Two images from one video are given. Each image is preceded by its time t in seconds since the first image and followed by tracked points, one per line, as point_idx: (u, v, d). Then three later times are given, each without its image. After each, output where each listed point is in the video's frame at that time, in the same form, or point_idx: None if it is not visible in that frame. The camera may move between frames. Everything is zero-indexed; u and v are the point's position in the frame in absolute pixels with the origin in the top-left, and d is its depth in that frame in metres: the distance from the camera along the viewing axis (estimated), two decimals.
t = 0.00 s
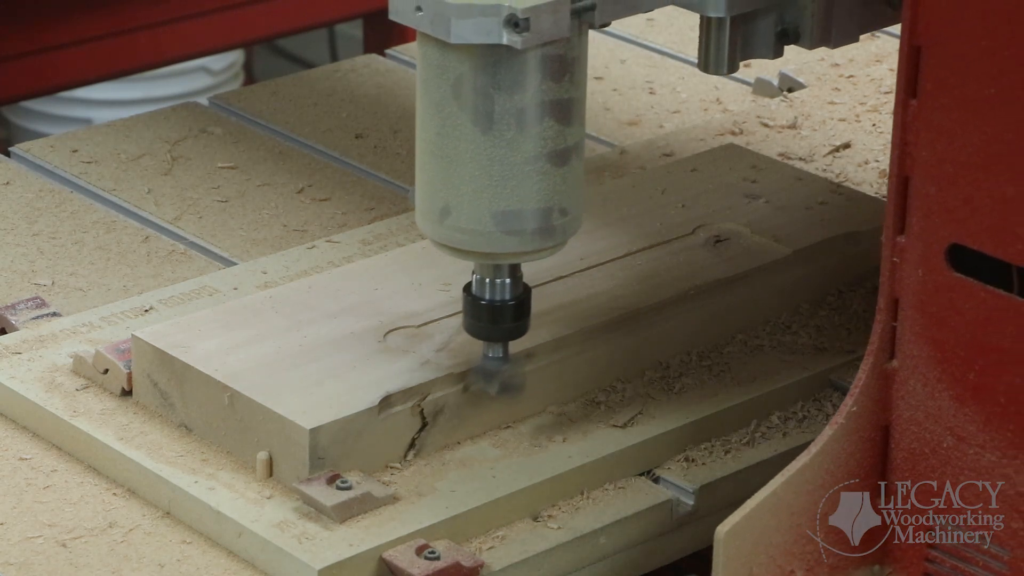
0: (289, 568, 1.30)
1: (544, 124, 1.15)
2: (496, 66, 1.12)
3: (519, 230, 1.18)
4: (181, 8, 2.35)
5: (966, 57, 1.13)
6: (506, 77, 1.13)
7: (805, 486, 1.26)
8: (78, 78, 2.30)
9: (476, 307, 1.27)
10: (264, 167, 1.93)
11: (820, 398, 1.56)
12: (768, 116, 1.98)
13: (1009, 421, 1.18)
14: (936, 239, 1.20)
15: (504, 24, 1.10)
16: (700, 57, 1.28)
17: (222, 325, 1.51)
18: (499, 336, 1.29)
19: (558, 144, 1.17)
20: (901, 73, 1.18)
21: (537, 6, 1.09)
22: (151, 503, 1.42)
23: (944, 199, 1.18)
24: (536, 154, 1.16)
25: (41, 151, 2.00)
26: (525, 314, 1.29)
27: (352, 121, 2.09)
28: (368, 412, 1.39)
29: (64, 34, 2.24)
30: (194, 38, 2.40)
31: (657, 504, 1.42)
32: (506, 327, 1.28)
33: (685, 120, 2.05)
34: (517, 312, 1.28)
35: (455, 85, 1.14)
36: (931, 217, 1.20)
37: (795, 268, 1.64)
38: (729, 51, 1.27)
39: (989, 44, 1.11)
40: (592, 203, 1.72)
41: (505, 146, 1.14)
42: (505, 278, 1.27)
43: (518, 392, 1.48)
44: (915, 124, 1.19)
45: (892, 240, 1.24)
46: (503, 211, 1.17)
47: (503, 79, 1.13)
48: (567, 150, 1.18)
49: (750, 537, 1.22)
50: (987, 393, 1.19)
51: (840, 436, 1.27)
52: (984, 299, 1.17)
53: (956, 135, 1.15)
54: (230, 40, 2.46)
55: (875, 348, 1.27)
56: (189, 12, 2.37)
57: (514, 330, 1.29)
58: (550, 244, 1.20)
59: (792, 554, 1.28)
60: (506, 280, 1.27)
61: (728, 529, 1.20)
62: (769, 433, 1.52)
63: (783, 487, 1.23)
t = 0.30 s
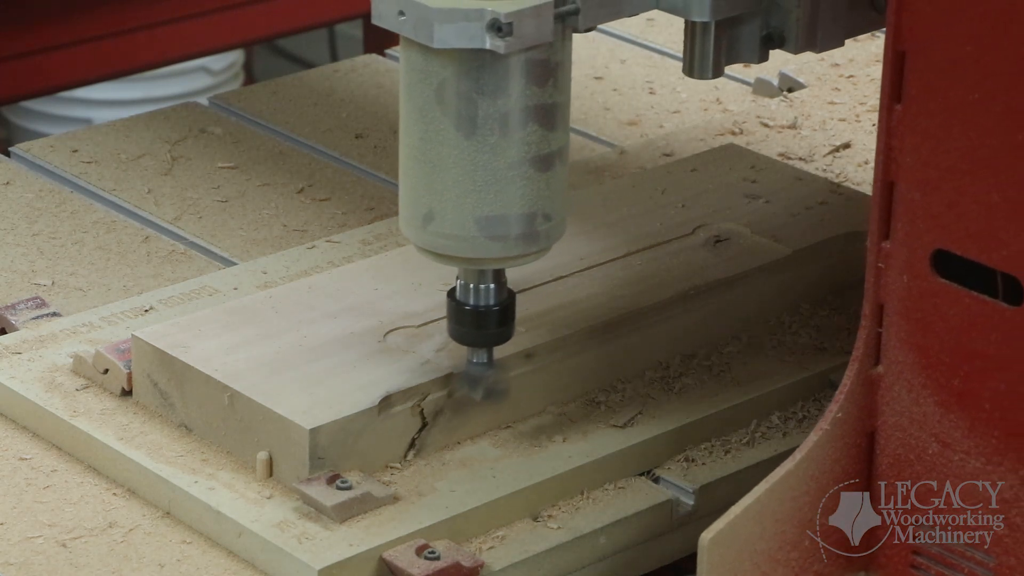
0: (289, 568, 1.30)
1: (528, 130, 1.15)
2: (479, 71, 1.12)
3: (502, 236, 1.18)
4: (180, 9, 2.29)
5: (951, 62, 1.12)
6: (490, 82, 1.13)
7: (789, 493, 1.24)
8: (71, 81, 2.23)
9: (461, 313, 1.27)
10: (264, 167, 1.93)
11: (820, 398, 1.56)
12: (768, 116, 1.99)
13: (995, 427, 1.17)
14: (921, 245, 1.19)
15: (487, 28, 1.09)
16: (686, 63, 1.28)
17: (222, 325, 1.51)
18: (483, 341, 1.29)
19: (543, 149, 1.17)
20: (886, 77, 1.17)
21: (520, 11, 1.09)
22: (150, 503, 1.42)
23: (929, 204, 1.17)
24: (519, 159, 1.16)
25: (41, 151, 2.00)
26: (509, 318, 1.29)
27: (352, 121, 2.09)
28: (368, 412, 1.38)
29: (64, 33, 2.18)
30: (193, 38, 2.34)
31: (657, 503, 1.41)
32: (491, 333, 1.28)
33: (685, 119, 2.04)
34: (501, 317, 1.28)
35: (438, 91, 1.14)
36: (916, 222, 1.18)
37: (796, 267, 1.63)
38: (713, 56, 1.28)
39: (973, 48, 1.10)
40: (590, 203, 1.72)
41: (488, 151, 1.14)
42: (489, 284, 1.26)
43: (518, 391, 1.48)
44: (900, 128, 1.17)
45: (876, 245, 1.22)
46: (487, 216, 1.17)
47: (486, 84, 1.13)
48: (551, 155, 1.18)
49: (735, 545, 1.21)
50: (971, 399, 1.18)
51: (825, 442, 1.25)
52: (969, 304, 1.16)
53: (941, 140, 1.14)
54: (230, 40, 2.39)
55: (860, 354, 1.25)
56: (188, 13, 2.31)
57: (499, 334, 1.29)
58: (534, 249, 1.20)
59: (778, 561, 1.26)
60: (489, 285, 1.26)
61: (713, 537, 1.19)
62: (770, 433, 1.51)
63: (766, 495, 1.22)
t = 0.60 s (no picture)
0: (289, 568, 1.30)
1: (511, 135, 1.15)
2: (463, 75, 1.12)
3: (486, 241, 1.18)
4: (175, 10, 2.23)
5: (936, 66, 1.10)
6: (473, 86, 1.12)
7: (774, 499, 1.23)
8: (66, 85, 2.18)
9: (444, 318, 1.27)
10: (263, 167, 1.93)
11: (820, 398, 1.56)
12: (768, 116, 2.01)
13: (981, 433, 1.16)
14: (905, 250, 1.17)
15: (471, 33, 1.09)
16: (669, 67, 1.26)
17: (222, 325, 1.51)
18: (467, 348, 1.28)
19: (526, 154, 1.16)
20: (871, 81, 1.15)
21: (503, 15, 1.09)
22: (150, 503, 1.43)
23: (914, 209, 1.15)
24: (503, 164, 1.15)
25: (41, 151, 2.01)
26: (494, 323, 1.29)
27: (352, 122, 2.10)
28: (367, 412, 1.38)
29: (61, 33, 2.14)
30: (192, 40, 2.27)
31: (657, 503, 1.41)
32: (477, 338, 1.28)
33: (685, 119, 2.04)
34: (486, 323, 1.28)
35: (421, 96, 1.13)
36: (901, 227, 1.16)
37: (796, 267, 1.63)
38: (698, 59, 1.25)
39: (958, 53, 1.08)
40: (590, 203, 1.71)
41: (472, 156, 1.14)
42: (473, 289, 1.26)
43: (519, 392, 1.48)
44: (885, 133, 1.15)
45: (861, 250, 1.20)
46: (470, 222, 1.16)
47: (469, 89, 1.13)
48: (534, 160, 1.18)
49: (718, 552, 1.20)
50: (956, 405, 1.17)
51: (810, 448, 1.24)
52: (954, 310, 1.14)
53: (925, 145, 1.12)
54: (230, 40, 2.33)
55: (845, 360, 1.23)
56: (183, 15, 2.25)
57: (484, 340, 1.29)
58: (517, 255, 1.20)
59: (762, 568, 1.25)
60: (474, 291, 1.26)
61: (697, 543, 1.18)
62: (770, 433, 1.52)
63: (751, 500, 1.21)
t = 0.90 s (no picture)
0: (289, 568, 1.30)
1: (494, 139, 1.15)
2: (446, 80, 1.12)
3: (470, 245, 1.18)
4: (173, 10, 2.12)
5: (919, 71, 1.09)
6: (456, 92, 1.12)
7: (760, 505, 1.23)
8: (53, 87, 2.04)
9: (428, 324, 1.26)
10: (263, 167, 1.93)
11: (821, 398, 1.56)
12: (768, 117, 2.01)
13: (968, 438, 1.15)
14: (890, 255, 1.16)
15: (453, 38, 1.09)
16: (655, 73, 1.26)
17: (221, 325, 1.51)
18: (451, 354, 1.27)
19: (509, 159, 1.16)
20: (855, 86, 1.14)
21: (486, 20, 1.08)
22: (150, 503, 1.43)
23: (898, 214, 1.14)
24: (486, 169, 1.15)
25: (41, 151, 2.01)
26: (478, 330, 1.28)
27: (353, 121, 2.10)
28: (367, 412, 1.38)
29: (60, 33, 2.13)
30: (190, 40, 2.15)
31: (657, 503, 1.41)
32: (461, 344, 1.27)
33: (685, 119, 2.04)
34: (470, 329, 1.27)
35: (404, 101, 1.13)
36: (885, 233, 1.15)
37: (796, 267, 1.63)
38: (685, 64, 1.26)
39: (942, 59, 1.07)
40: (590, 203, 1.71)
41: (455, 161, 1.14)
42: (457, 294, 1.25)
43: (519, 392, 1.48)
44: (870, 137, 1.14)
45: (846, 255, 1.19)
46: (453, 227, 1.16)
47: (452, 94, 1.12)
48: (518, 165, 1.17)
49: (703, 556, 1.20)
50: (941, 410, 1.16)
51: (794, 454, 1.23)
52: (938, 316, 1.13)
53: (909, 150, 1.11)
54: (230, 40, 2.21)
55: (830, 366, 1.22)
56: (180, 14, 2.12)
57: (468, 346, 1.27)
58: (501, 259, 1.19)
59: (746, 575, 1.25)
60: (458, 296, 1.25)
61: (681, 549, 1.18)
62: (770, 433, 1.51)
63: (736, 506, 1.21)
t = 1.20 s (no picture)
0: (288, 568, 1.30)
1: (478, 144, 1.14)
2: (429, 85, 1.11)
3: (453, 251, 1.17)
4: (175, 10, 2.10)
5: (904, 76, 1.09)
6: (438, 97, 1.12)
7: (743, 513, 1.21)
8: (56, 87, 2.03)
9: (411, 329, 1.25)
10: (263, 167, 1.93)
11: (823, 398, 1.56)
12: (768, 117, 2.00)
13: (954, 443, 1.15)
14: (875, 261, 1.15)
15: (436, 42, 1.09)
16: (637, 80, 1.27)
17: (220, 325, 1.51)
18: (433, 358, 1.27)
19: (493, 164, 1.16)
20: (839, 91, 1.14)
21: (468, 24, 1.08)
22: (151, 503, 1.43)
23: (883, 221, 1.14)
24: (469, 174, 1.15)
25: (42, 151, 2.01)
26: (461, 335, 1.28)
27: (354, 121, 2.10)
28: (365, 412, 1.38)
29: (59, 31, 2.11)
30: (191, 39, 2.14)
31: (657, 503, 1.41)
32: (444, 349, 1.27)
33: (685, 118, 2.03)
34: (454, 334, 1.27)
35: (387, 106, 1.13)
36: (869, 239, 1.15)
37: (796, 266, 1.63)
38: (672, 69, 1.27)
39: (927, 65, 1.07)
40: (590, 203, 1.71)
41: (438, 166, 1.14)
42: (441, 300, 1.25)
43: (518, 392, 1.47)
44: (854, 143, 1.14)
45: (830, 261, 1.19)
46: (436, 232, 1.16)
47: (435, 98, 1.12)
48: (502, 170, 1.17)
49: (686, 564, 1.18)
50: (926, 416, 1.16)
51: (778, 461, 1.22)
52: (923, 322, 1.13)
53: (894, 156, 1.11)
54: (230, 40, 2.19)
55: (814, 372, 1.22)
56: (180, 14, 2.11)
57: (451, 351, 1.27)
58: (485, 266, 1.19)
59: None
60: (442, 301, 1.25)
61: (664, 557, 1.16)
62: (771, 433, 1.51)
63: (718, 513, 1.19)
